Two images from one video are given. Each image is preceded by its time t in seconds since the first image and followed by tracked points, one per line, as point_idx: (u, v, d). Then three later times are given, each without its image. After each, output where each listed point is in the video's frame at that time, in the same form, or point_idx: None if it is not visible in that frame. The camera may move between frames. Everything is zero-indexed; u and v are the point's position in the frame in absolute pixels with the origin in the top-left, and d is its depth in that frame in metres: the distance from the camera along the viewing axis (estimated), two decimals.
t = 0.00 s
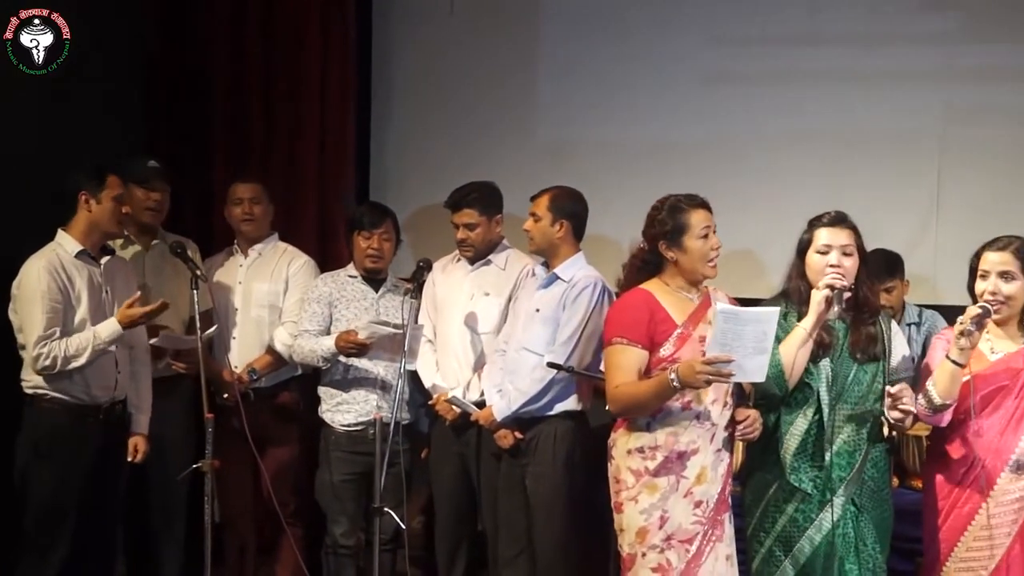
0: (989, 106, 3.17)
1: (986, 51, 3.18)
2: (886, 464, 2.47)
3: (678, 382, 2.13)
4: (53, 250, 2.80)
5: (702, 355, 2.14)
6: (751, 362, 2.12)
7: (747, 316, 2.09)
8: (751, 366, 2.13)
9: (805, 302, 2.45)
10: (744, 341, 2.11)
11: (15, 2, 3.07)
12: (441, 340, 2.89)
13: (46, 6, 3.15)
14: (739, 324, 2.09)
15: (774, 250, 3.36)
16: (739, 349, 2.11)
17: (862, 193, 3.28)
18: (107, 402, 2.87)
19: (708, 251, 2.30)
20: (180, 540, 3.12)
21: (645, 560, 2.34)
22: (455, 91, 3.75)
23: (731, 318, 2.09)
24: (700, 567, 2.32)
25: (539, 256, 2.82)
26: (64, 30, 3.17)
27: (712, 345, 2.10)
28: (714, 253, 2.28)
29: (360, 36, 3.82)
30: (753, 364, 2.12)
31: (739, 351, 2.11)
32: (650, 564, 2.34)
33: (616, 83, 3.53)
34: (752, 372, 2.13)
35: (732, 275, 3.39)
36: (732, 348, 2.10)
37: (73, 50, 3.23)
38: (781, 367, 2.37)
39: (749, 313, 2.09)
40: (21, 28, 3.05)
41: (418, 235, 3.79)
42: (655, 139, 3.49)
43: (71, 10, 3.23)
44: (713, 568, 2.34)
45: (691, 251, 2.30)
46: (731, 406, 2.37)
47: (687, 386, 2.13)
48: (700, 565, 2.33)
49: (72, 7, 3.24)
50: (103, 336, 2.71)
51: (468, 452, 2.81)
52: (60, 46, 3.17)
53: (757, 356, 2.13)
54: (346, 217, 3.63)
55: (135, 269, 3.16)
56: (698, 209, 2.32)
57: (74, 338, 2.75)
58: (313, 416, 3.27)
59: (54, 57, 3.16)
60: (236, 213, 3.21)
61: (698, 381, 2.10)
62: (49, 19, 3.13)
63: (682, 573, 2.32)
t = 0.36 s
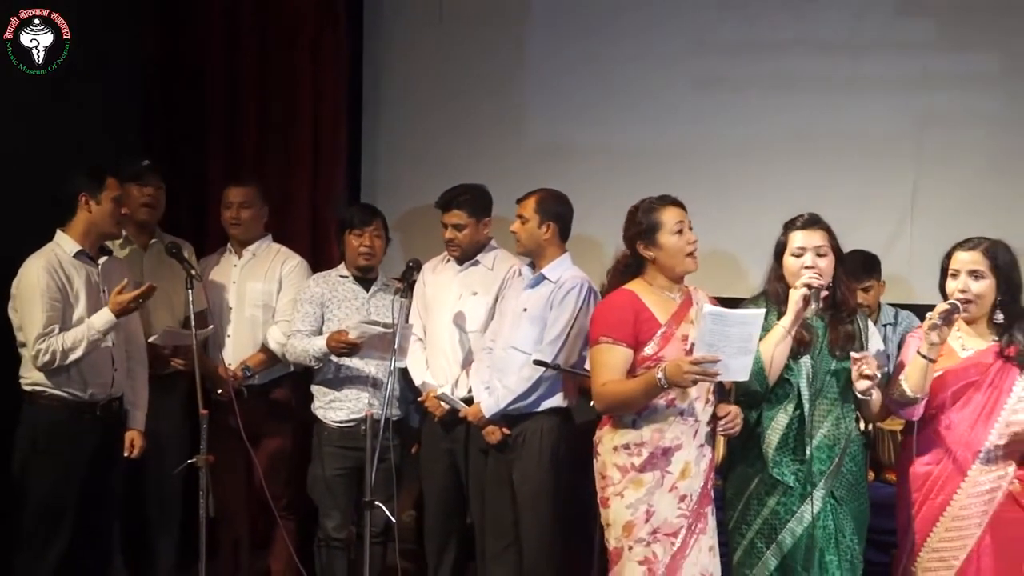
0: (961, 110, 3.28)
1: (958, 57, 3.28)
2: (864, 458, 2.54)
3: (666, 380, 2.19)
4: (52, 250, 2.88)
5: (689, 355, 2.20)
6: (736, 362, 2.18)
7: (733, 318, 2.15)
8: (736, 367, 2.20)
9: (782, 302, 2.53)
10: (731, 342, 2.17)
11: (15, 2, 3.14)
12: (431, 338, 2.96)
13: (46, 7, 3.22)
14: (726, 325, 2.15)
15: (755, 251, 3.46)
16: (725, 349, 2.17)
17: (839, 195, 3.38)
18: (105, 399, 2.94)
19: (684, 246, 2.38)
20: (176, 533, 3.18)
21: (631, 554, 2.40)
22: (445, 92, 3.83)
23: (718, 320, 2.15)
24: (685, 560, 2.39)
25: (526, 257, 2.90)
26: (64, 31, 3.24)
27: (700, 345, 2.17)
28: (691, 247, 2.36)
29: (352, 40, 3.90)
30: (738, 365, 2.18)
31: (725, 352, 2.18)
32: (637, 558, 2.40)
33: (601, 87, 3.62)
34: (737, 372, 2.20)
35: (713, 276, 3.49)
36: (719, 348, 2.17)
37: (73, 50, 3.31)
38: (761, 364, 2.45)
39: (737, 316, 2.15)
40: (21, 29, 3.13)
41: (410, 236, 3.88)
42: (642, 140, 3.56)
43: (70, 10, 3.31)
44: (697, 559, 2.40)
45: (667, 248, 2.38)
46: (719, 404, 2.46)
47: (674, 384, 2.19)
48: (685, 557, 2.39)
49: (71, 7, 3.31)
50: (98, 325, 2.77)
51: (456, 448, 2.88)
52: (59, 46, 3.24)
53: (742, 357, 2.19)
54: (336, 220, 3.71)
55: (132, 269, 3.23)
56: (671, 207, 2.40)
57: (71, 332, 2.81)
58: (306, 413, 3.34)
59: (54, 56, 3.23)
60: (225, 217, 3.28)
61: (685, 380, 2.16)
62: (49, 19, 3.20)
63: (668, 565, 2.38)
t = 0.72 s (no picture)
0: (927, 118, 3.44)
1: (924, 66, 3.45)
2: (837, 450, 2.65)
3: (633, 376, 2.30)
4: (54, 252, 2.97)
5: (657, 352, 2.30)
6: (700, 361, 2.26)
7: (696, 319, 2.22)
8: (701, 364, 2.28)
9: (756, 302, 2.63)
10: (694, 342, 2.25)
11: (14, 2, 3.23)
12: (420, 337, 3.07)
13: (46, 7, 3.32)
14: (690, 326, 2.22)
15: (730, 253, 3.60)
16: (689, 347, 2.26)
17: (811, 199, 3.54)
18: (105, 396, 3.04)
19: (657, 246, 2.48)
20: (175, 527, 3.27)
21: (605, 541, 2.52)
22: (434, 95, 3.95)
23: (681, 321, 2.22)
24: (657, 548, 2.50)
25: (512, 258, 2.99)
26: (64, 30, 3.34)
27: (665, 344, 2.26)
28: (664, 247, 2.46)
29: (345, 44, 4.01)
30: (702, 363, 2.26)
31: (689, 350, 2.26)
32: (611, 545, 2.52)
33: (584, 92, 3.75)
34: (703, 369, 2.28)
35: (690, 276, 3.63)
36: (683, 347, 2.25)
37: (73, 50, 3.41)
38: (735, 362, 2.52)
39: (700, 317, 2.22)
40: (21, 29, 3.22)
41: (400, 237, 3.98)
42: (622, 144, 3.71)
43: (68, 9, 3.40)
44: (670, 548, 2.51)
45: (641, 247, 2.49)
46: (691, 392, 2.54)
47: (641, 380, 2.30)
48: (658, 545, 2.51)
49: (70, 8, 3.41)
50: (95, 320, 2.86)
51: (445, 441, 2.99)
52: (58, 46, 3.33)
53: (707, 355, 2.27)
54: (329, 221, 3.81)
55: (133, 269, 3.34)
56: (644, 208, 2.51)
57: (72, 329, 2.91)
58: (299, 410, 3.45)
59: (53, 56, 3.32)
60: (218, 221, 3.38)
61: (651, 376, 2.27)
62: (49, 19, 3.29)
63: (640, 552, 2.50)
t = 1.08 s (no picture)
0: (900, 124, 3.60)
1: (897, 72, 3.60)
2: (814, 444, 2.72)
3: (599, 374, 2.42)
4: (54, 252, 3.06)
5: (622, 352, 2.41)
6: (662, 361, 2.35)
7: (654, 320, 2.31)
8: (664, 364, 2.36)
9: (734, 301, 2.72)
10: (655, 342, 2.34)
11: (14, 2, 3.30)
12: (411, 335, 3.16)
13: (46, 7, 3.38)
14: (648, 326, 2.31)
15: (711, 255, 3.76)
16: (651, 349, 2.35)
17: (789, 202, 3.69)
18: (105, 393, 3.13)
19: (633, 250, 2.56)
20: (173, 519, 3.36)
21: (587, 535, 2.62)
22: (426, 97, 4.04)
23: (640, 322, 2.32)
24: (637, 542, 2.60)
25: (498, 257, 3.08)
26: (64, 31, 3.41)
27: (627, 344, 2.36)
28: (639, 251, 2.54)
29: (338, 48, 4.09)
30: (664, 363, 2.35)
31: (650, 351, 2.35)
32: (593, 538, 2.62)
33: (571, 96, 3.86)
34: (664, 369, 2.37)
35: (673, 275, 3.78)
36: (645, 348, 2.34)
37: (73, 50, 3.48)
38: (714, 358, 2.60)
39: (658, 317, 2.31)
40: (21, 29, 3.28)
41: (392, 238, 4.07)
42: (607, 147, 3.83)
43: (66, 9, 3.46)
44: (650, 541, 2.60)
45: (618, 249, 2.58)
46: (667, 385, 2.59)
47: (605, 378, 2.40)
48: (638, 540, 2.60)
49: (69, 9, 3.48)
50: (95, 322, 2.95)
51: (436, 436, 3.08)
52: (57, 46, 3.40)
53: (669, 355, 2.36)
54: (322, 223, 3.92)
55: (134, 268, 3.42)
56: (625, 212, 2.60)
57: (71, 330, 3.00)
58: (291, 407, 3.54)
59: (53, 56, 3.40)
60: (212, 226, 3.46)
61: (614, 374, 2.37)
62: (49, 19, 3.36)
63: (621, 546, 2.60)
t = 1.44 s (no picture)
0: (880, 127, 3.69)
1: (878, 76, 3.69)
2: (797, 439, 2.80)
3: (592, 369, 2.48)
4: (53, 251, 3.12)
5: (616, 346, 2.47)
6: (654, 355, 2.41)
7: (647, 314, 2.37)
8: (656, 359, 2.42)
9: (721, 301, 2.78)
10: (648, 337, 2.40)
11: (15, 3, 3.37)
12: (401, 332, 3.22)
13: (46, 7, 3.45)
14: (641, 321, 2.37)
15: (697, 254, 3.83)
16: (643, 342, 2.41)
17: (771, 202, 3.76)
18: (102, 389, 3.19)
19: (629, 248, 2.63)
20: (169, 514, 3.42)
21: (573, 525, 2.70)
22: (419, 98, 4.10)
23: (634, 316, 2.38)
24: (622, 533, 2.66)
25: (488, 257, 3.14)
26: (64, 31, 3.48)
27: (620, 338, 2.42)
28: (635, 249, 2.61)
29: (332, 49, 4.15)
30: (657, 357, 2.41)
31: (643, 345, 2.41)
32: (579, 529, 2.69)
33: (560, 98, 3.94)
34: (657, 364, 2.43)
35: (659, 274, 3.86)
36: (637, 342, 2.41)
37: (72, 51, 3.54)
38: (703, 355, 2.65)
39: (649, 312, 2.37)
40: (21, 29, 3.35)
41: (384, 237, 4.14)
42: (596, 149, 3.91)
43: (65, 10, 3.52)
44: (636, 532, 2.67)
45: (613, 248, 2.64)
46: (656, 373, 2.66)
47: (599, 372, 2.47)
48: (623, 531, 2.66)
49: (68, 10, 3.54)
50: (95, 326, 3.02)
51: (425, 431, 3.15)
52: (57, 45, 3.47)
53: (661, 350, 2.42)
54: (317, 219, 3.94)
55: (129, 268, 3.48)
56: (620, 212, 2.67)
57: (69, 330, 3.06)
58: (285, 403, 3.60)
59: (53, 56, 3.46)
60: (217, 224, 3.54)
61: (607, 369, 2.43)
62: (49, 19, 3.43)
63: (606, 537, 2.67)
